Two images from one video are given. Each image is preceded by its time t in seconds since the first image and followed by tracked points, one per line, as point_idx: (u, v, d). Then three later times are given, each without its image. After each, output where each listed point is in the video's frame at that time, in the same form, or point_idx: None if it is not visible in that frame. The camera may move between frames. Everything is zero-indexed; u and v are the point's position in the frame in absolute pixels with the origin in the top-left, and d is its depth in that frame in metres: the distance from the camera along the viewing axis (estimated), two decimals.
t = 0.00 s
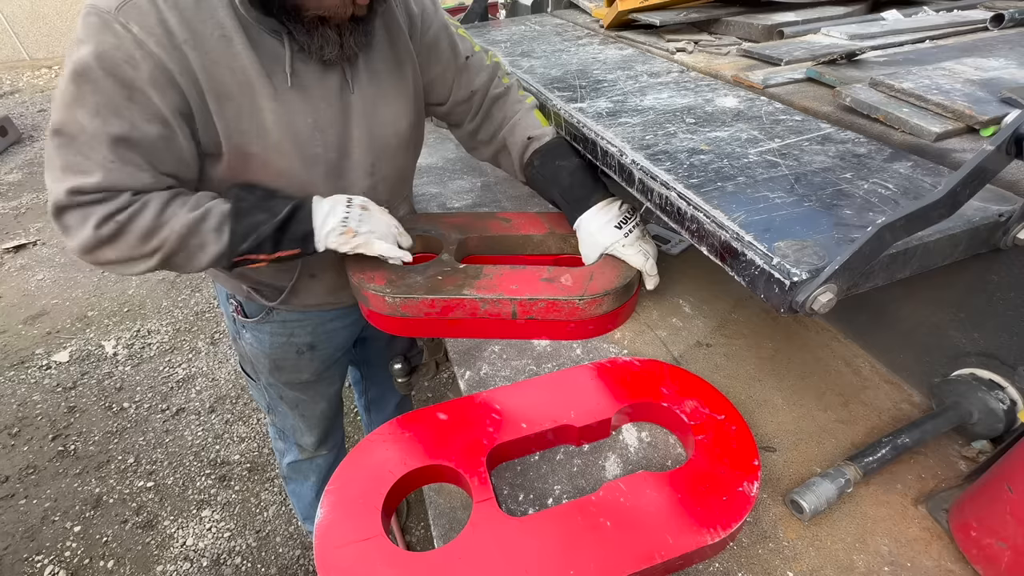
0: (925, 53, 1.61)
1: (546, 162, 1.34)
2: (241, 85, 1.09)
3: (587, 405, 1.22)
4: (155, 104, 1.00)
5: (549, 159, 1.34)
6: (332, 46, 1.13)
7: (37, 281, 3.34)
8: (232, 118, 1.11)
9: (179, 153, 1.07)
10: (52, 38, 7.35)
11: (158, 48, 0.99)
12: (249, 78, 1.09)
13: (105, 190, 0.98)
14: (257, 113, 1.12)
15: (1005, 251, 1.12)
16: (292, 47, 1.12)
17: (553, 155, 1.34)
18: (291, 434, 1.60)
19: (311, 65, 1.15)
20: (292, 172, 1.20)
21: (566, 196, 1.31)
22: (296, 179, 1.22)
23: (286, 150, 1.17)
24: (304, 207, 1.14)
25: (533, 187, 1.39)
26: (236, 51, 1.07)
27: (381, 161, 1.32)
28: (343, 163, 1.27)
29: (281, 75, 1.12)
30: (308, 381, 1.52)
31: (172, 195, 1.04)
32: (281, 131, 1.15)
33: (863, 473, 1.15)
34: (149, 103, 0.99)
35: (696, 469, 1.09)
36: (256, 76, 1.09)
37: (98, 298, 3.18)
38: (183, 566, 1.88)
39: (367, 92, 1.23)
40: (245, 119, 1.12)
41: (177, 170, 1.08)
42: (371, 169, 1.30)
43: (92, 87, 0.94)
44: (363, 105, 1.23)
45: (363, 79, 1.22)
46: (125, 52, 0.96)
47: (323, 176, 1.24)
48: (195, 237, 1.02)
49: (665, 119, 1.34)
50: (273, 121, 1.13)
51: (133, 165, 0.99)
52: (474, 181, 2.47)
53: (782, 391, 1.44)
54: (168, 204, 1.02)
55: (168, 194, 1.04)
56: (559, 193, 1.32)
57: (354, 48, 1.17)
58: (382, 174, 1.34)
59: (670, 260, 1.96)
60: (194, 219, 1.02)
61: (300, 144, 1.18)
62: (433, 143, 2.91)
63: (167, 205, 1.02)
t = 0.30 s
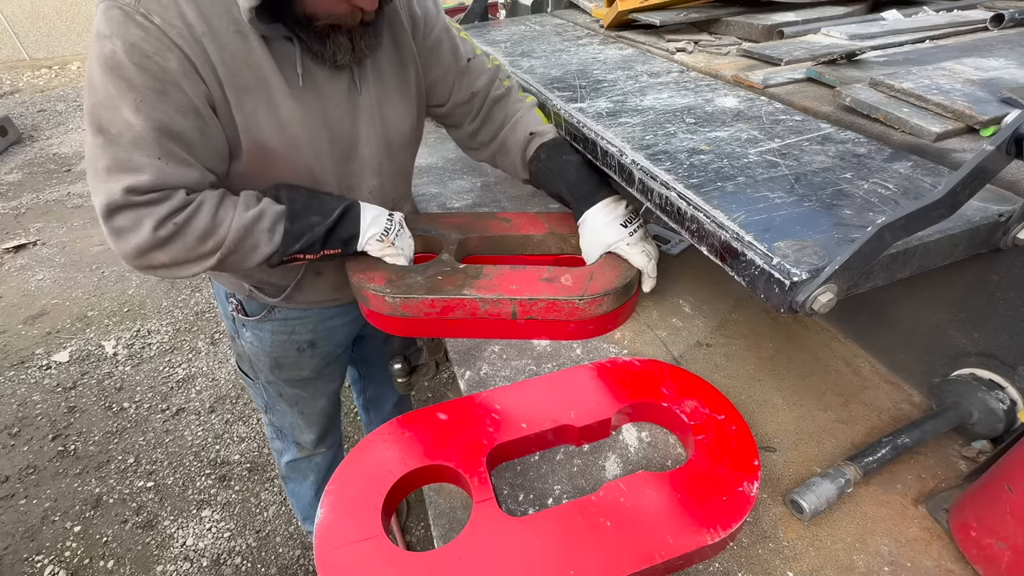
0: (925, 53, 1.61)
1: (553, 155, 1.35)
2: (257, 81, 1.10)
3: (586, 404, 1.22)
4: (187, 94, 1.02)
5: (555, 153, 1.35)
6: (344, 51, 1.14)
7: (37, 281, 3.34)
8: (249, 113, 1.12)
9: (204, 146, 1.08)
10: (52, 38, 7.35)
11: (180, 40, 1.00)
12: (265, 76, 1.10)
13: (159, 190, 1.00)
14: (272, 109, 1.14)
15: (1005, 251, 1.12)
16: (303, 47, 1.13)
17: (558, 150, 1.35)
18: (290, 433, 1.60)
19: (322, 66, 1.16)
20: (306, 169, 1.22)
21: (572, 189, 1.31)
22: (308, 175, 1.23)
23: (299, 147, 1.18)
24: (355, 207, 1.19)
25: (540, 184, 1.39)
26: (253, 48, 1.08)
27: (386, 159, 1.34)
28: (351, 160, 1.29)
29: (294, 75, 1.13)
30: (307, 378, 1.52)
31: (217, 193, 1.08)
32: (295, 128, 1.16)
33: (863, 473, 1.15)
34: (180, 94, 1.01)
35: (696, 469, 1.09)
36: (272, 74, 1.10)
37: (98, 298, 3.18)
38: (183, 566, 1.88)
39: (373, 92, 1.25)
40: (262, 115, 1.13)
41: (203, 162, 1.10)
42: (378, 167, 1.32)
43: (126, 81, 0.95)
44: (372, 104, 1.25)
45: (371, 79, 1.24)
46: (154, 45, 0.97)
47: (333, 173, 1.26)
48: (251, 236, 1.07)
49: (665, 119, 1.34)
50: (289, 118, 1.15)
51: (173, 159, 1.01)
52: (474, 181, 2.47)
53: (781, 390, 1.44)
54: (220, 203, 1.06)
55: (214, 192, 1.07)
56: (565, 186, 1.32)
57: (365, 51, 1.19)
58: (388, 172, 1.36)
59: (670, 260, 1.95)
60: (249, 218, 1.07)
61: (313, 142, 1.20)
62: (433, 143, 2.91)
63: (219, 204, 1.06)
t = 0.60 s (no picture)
0: (926, 53, 1.61)
1: (547, 162, 1.36)
2: (253, 82, 1.10)
3: (587, 405, 1.22)
4: (185, 99, 1.03)
5: (550, 160, 1.36)
6: (341, 50, 1.14)
7: (37, 281, 3.34)
8: (246, 117, 1.12)
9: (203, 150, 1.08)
10: (52, 38, 7.35)
11: (177, 45, 1.00)
12: (261, 76, 1.10)
13: (169, 198, 1.02)
14: (269, 109, 1.14)
15: (1005, 251, 1.12)
16: (300, 47, 1.13)
17: (554, 155, 1.35)
18: (294, 432, 1.60)
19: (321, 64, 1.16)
20: (307, 169, 1.22)
21: (567, 197, 1.32)
22: (308, 175, 1.24)
23: (297, 147, 1.19)
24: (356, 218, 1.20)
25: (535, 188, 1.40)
26: (249, 49, 1.07)
27: (387, 157, 1.34)
28: (351, 159, 1.29)
29: (292, 75, 1.13)
30: (313, 377, 1.53)
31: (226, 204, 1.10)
32: (293, 128, 1.16)
33: (863, 473, 1.15)
34: (178, 99, 1.02)
35: (696, 469, 1.09)
36: (268, 74, 1.10)
37: (98, 298, 3.18)
38: (183, 566, 1.88)
39: (372, 91, 1.25)
40: (260, 116, 1.13)
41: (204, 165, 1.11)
42: (378, 166, 1.32)
43: (126, 89, 0.96)
44: (371, 102, 1.25)
45: (370, 77, 1.24)
46: (152, 51, 0.98)
47: (333, 172, 1.27)
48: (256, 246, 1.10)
49: (665, 119, 1.34)
50: (287, 117, 1.15)
51: (177, 164, 1.03)
52: (474, 181, 2.47)
53: (781, 390, 1.44)
54: (227, 213, 1.08)
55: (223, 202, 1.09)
56: (560, 193, 1.33)
57: (361, 48, 1.18)
58: (389, 170, 1.37)
59: (670, 260, 1.95)
60: (256, 229, 1.09)
61: (312, 141, 1.20)
62: (433, 143, 2.91)
63: (227, 214, 1.08)
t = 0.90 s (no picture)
0: (926, 53, 1.61)
1: (542, 164, 1.35)
2: (235, 75, 1.10)
3: (587, 405, 1.22)
4: (171, 94, 1.03)
5: (544, 162, 1.35)
6: (317, 39, 1.13)
7: (37, 281, 3.34)
8: (230, 109, 1.12)
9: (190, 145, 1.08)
10: (52, 39, 7.34)
11: (160, 39, 1.00)
12: (245, 70, 1.10)
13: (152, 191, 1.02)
14: (254, 102, 1.14)
15: (1005, 251, 1.13)
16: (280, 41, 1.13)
17: (548, 158, 1.35)
18: (293, 432, 1.60)
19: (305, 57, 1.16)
20: (296, 163, 1.22)
21: (562, 198, 1.31)
22: (297, 169, 1.23)
23: (283, 141, 1.19)
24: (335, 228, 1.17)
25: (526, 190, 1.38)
26: (231, 42, 1.08)
27: (377, 151, 1.34)
28: (338, 154, 1.29)
29: (275, 68, 1.14)
30: (311, 376, 1.52)
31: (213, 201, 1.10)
32: (277, 121, 1.16)
33: (863, 473, 1.15)
34: (162, 93, 1.02)
35: (696, 469, 1.09)
36: (251, 67, 1.10)
37: (98, 298, 3.18)
38: (183, 566, 1.88)
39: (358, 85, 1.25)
40: (245, 110, 1.14)
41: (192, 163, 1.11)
42: (367, 159, 1.32)
43: (111, 85, 0.97)
44: (358, 95, 1.24)
45: (355, 69, 1.24)
46: (135, 46, 0.98)
47: (320, 165, 1.27)
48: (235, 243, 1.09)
49: (665, 119, 1.34)
50: (271, 109, 1.15)
51: (162, 157, 1.03)
52: (474, 182, 2.47)
53: (781, 390, 1.44)
54: (209, 210, 1.07)
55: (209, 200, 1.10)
56: (554, 194, 1.32)
57: (339, 39, 1.16)
58: (379, 164, 1.37)
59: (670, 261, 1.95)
60: (238, 229, 1.08)
61: (298, 134, 1.20)
62: (433, 143, 2.92)
63: (211, 211, 1.07)
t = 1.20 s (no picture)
0: (926, 53, 1.61)
1: (553, 154, 1.38)
2: (219, 91, 1.13)
3: (586, 404, 1.22)
4: (143, 117, 1.06)
5: (556, 152, 1.38)
6: (295, 43, 1.15)
7: (37, 281, 3.34)
8: (214, 125, 1.15)
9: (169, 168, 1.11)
10: (52, 38, 7.34)
11: (137, 63, 1.04)
12: (228, 84, 1.13)
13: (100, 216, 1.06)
14: (239, 115, 1.16)
15: (1004, 251, 1.13)
16: (265, 49, 1.15)
17: (559, 149, 1.38)
18: (289, 422, 1.62)
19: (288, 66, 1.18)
20: (280, 171, 1.26)
21: (574, 189, 1.34)
22: (284, 176, 1.27)
23: (268, 151, 1.22)
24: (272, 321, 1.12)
25: (535, 181, 1.42)
26: (213, 57, 1.10)
27: (364, 156, 1.35)
28: (326, 158, 1.31)
29: (258, 78, 1.16)
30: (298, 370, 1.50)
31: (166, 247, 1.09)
32: (264, 131, 1.19)
33: (862, 473, 1.15)
34: (133, 117, 1.05)
35: (695, 469, 1.09)
36: (234, 81, 1.13)
37: (98, 298, 3.18)
38: (183, 566, 1.88)
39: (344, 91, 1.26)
40: (230, 124, 1.17)
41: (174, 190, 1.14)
42: (352, 164, 1.33)
43: (86, 107, 1.03)
44: (341, 102, 1.26)
45: (340, 76, 1.25)
46: (111, 70, 1.03)
47: (306, 170, 1.29)
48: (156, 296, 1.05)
49: (665, 119, 1.34)
50: (254, 121, 1.17)
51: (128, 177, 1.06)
52: (474, 182, 2.47)
53: (781, 390, 1.44)
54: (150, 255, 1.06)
55: (161, 245, 1.08)
56: (567, 184, 1.35)
57: (319, 44, 1.18)
58: (367, 170, 1.38)
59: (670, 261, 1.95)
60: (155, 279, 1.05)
61: (281, 144, 1.22)
62: (433, 143, 2.92)
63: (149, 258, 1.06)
